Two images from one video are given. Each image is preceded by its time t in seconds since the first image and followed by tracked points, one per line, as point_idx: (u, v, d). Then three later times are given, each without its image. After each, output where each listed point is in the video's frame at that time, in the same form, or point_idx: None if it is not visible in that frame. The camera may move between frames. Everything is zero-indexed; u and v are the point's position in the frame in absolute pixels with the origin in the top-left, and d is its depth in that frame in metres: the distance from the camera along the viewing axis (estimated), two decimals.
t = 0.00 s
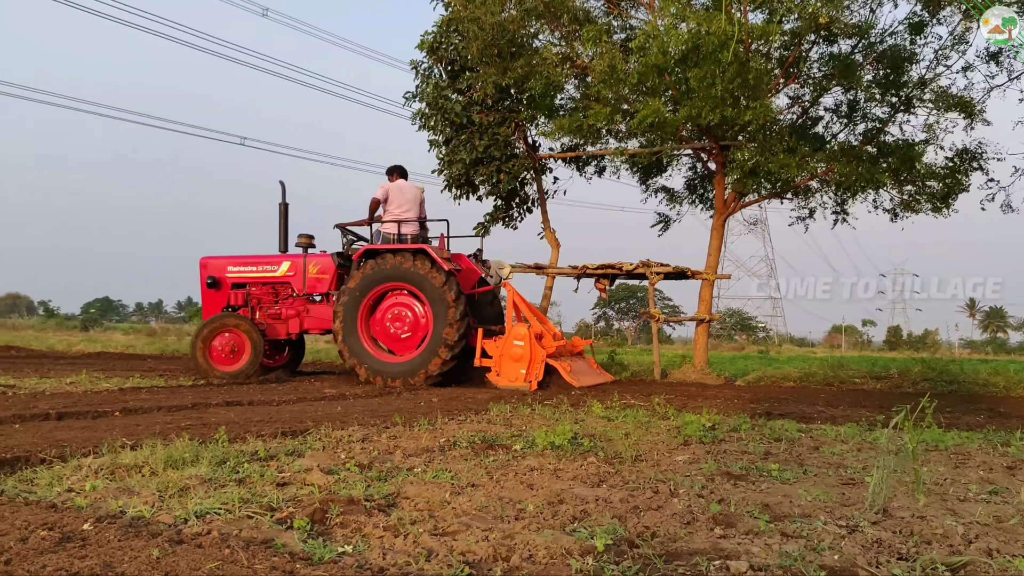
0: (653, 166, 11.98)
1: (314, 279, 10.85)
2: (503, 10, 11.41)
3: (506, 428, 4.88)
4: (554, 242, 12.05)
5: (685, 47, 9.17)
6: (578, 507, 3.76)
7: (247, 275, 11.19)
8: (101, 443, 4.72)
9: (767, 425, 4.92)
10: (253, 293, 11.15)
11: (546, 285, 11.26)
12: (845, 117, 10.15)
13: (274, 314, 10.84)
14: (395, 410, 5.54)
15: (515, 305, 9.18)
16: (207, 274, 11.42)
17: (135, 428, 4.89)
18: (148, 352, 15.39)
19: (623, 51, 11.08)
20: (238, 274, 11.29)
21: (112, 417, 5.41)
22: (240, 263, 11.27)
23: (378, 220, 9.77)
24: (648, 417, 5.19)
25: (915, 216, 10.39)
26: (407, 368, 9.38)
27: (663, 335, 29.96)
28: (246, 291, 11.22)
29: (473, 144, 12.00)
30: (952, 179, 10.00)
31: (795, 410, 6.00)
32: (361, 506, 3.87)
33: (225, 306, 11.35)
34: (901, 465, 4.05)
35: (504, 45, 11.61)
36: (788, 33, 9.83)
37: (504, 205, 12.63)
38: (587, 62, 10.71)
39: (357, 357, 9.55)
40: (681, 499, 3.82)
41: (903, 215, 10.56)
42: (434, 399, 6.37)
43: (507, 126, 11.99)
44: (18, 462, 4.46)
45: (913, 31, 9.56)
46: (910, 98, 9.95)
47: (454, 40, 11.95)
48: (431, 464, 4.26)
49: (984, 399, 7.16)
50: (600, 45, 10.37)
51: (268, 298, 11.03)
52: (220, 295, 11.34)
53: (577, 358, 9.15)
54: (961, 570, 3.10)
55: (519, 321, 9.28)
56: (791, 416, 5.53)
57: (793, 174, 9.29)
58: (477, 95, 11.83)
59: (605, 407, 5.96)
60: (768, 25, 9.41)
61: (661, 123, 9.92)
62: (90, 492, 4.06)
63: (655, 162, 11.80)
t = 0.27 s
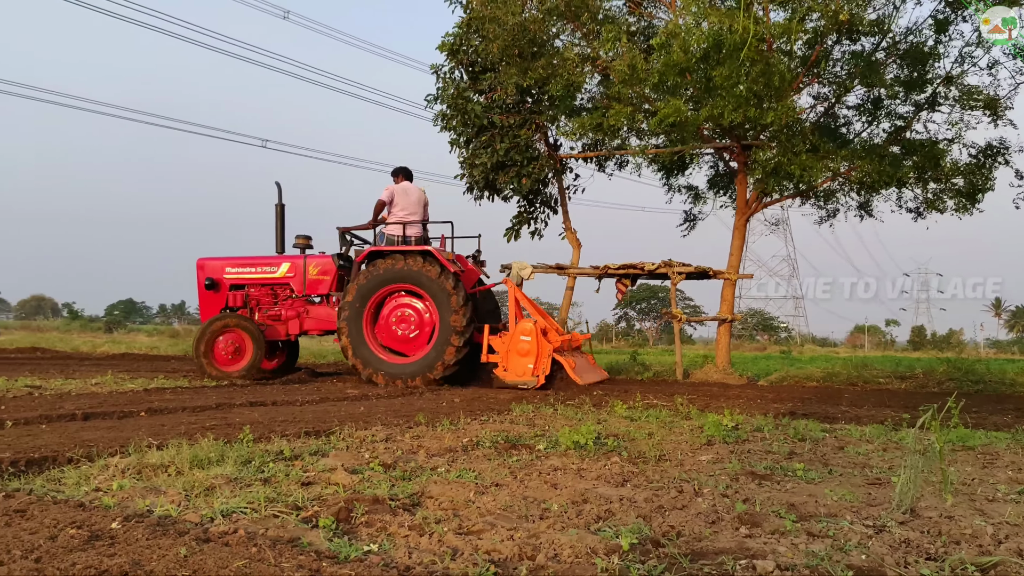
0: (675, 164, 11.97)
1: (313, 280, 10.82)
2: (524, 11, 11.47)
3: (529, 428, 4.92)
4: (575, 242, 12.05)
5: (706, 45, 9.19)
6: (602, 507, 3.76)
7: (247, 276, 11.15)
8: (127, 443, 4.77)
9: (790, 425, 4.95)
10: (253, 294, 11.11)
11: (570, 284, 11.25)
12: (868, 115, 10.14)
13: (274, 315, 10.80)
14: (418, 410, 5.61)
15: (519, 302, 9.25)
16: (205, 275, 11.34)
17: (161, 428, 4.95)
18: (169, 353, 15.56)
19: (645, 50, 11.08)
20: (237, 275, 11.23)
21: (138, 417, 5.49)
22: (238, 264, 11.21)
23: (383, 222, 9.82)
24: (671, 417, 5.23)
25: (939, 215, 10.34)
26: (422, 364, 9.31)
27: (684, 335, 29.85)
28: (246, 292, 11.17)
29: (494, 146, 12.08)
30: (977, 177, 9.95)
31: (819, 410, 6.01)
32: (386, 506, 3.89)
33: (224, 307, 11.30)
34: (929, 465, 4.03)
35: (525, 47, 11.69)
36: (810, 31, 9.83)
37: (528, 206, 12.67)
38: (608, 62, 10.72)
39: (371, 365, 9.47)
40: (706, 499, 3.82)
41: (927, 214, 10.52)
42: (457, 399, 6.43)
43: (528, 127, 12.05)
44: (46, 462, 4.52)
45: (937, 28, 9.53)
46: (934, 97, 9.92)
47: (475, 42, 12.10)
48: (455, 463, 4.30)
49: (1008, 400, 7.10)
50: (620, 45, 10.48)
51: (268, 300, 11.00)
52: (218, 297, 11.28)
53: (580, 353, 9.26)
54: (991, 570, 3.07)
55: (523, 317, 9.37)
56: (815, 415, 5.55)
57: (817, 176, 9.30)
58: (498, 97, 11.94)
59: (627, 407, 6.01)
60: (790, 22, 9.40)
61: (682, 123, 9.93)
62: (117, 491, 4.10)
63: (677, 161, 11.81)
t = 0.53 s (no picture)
0: (698, 163, 11.97)
1: (316, 279, 10.69)
2: (546, 10, 11.50)
3: (554, 427, 4.96)
4: (599, 241, 12.04)
5: (729, 44, 9.26)
6: (628, 505, 3.76)
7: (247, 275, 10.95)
8: (155, 441, 4.83)
9: (816, 424, 4.97)
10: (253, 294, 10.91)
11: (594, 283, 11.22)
12: (894, 112, 10.11)
13: (275, 314, 10.61)
14: (443, 409, 5.68)
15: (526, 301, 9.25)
16: (202, 273, 11.10)
17: (188, 427, 5.02)
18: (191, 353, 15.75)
19: (668, 48, 11.07)
20: (236, 274, 11.02)
21: (165, 416, 5.57)
22: (238, 263, 11.00)
23: (393, 222, 9.82)
24: (695, 416, 5.26)
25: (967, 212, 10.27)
26: (442, 356, 9.33)
27: (706, 334, 29.77)
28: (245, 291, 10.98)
29: (519, 147, 12.18)
30: (1005, 174, 9.84)
31: (845, 409, 6.01)
32: (412, 503, 3.91)
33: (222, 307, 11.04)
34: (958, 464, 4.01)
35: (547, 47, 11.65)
36: (835, 28, 9.81)
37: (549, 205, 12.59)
38: (631, 61, 10.73)
39: (391, 368, 9.42)
40: (732, 497, 3.82)
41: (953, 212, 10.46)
42: (480, 398, 6.49)
43: (552, 127, 12.15)
44: (75, 459, 4.58)
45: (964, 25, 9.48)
46: (960, 95, 9.90)
47: (496, 41, 12.08)
48: (480, 462, 4.33)
49: None
50: (642, 45, 10.50)
51: (269, 299, 10.82)
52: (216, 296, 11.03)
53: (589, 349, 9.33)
54: None
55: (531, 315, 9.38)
56: (841, 415, 5.57)
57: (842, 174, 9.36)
58: (522, 97, 12.02)
59: (651, 406, 6.05)
60: (814, 18, 9.38)
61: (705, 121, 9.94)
62: (146, 488, 4.14)
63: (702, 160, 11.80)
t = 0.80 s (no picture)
0: (725, 162, 11.97)
1: (321, 277, 10.37)
2: (572, 8, 11.54)
3: (582, 426, 4.99)
4: (626, 239, 12.01)
5: (756, 41, 9.29)
6: (658, 503, 3.76)
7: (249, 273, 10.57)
8: (186, 438, 4.90)
9: (846, 423, 4.99)
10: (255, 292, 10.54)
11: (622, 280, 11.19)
12: (925, 108, 10.06)
13: (279, 313, 10.26)
14: (470, 407, 5.74)
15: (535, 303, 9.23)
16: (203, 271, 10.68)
17: (218, 425, 5.10)
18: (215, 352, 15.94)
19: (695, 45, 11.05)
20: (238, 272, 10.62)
21: (195, 413, 5.66)
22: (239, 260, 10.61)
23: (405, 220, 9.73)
24: (723, 415, 5.28)
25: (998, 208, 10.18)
26: (462, 347, 9.38)
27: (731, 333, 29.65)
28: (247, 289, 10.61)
29: (546, 144, 12.16)
30: None
31: (875, 407, 6.00)
32: (441, 500, 3.93)
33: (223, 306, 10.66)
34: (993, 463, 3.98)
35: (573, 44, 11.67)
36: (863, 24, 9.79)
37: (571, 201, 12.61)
38: (657, 59, 10.75)
39: (415, 369, 9.41)
40: (762, 495, 3.81)
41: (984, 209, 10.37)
42: (507, 396, 6.54)
43: (578, 125, 12.12)
44: (107, 456, 4.64)
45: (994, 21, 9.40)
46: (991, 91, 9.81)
47: (522, 38, 12.13)
48: (508, 460, 4.36)
49: None
50: (668, 44, 10.49)
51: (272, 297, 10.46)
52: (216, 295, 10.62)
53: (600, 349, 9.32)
54: None
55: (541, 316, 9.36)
56: (872, 413, 5.57)
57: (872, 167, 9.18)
58: (549, 94, 11.99)
59: (680, 404, 6.08)
60: (842, 14, 9.36)
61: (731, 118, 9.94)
62: (177, 485, 4.19)
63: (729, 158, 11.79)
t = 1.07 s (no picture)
0: (743, 159, 11.96)
1: (321, 275, 10.17)
2: (591, 5, 11.56)
3: (603, 424, 5.02)
4: (646, 238, 12.00)
5: (776, 36, 9.30)
6: (680, 501, 3.76)
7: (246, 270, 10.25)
8: (207, 436, 4.95)
9: (868, 421, 5.00)
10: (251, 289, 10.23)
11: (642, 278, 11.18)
12: (946, 105, 10.02)
13: (277, 311, 10.00)
14: (489, 406, 5.77)
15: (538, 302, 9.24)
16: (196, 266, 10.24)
17: (240, 423, 5.15)
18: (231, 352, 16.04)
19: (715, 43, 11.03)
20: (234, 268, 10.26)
21: (216, 411, 5.71)
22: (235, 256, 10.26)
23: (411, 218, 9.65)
24: (744, 413, 5.30)
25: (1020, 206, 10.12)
26: (474, 336, 9.48)
27: (750, 332, 29.55)
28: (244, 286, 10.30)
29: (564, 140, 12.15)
30: None
31: (897, 405, 6.00)
32: (463, 498, 3.94)
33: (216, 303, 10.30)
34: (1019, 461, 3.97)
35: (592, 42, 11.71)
36: (884, 20, 9.79)
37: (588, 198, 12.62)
38: (676, 56, 10.79)
39: (433, 367, 9.43)
40: (785, 493, 3.80)
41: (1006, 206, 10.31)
42: (527, 394, 6.58)
43: (597, 122, 12.10)
44: (130, 454, 4.68)
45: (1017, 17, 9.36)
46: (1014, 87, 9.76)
47: (542, 37, 12.22)
48: (529, 457, 4.38)
49: None
50: (687, 40, 10.56)
51: (269, 295, 10.18)
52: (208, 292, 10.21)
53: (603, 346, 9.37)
54: None
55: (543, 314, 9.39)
56: (893, 412, 5.57)
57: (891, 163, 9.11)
58: (569, 90, 12.04)
59: (700, 402, 6.09)
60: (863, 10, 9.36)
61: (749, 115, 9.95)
62: (201, 482, 4.21)
63: (748, 155, 11.80)
